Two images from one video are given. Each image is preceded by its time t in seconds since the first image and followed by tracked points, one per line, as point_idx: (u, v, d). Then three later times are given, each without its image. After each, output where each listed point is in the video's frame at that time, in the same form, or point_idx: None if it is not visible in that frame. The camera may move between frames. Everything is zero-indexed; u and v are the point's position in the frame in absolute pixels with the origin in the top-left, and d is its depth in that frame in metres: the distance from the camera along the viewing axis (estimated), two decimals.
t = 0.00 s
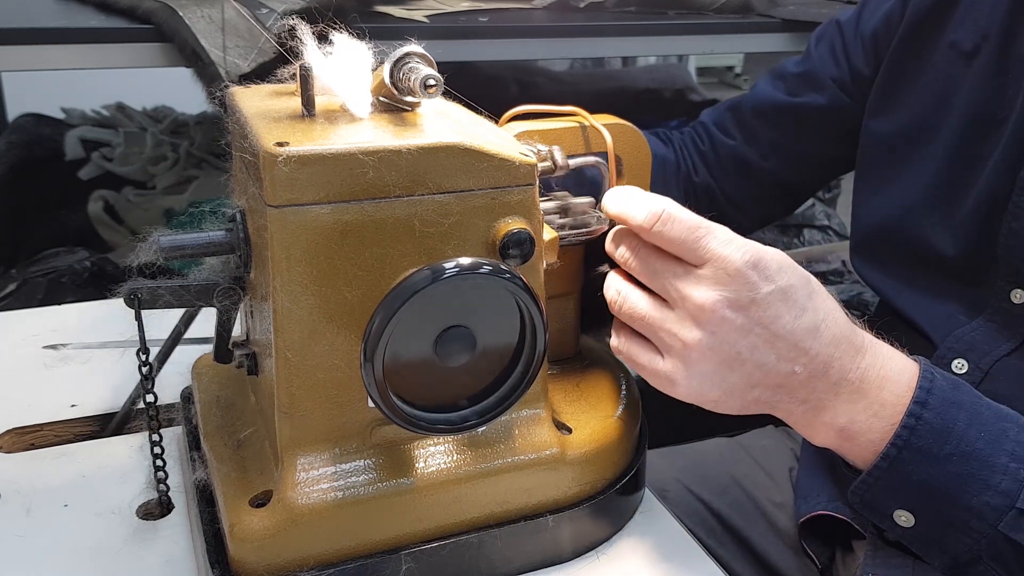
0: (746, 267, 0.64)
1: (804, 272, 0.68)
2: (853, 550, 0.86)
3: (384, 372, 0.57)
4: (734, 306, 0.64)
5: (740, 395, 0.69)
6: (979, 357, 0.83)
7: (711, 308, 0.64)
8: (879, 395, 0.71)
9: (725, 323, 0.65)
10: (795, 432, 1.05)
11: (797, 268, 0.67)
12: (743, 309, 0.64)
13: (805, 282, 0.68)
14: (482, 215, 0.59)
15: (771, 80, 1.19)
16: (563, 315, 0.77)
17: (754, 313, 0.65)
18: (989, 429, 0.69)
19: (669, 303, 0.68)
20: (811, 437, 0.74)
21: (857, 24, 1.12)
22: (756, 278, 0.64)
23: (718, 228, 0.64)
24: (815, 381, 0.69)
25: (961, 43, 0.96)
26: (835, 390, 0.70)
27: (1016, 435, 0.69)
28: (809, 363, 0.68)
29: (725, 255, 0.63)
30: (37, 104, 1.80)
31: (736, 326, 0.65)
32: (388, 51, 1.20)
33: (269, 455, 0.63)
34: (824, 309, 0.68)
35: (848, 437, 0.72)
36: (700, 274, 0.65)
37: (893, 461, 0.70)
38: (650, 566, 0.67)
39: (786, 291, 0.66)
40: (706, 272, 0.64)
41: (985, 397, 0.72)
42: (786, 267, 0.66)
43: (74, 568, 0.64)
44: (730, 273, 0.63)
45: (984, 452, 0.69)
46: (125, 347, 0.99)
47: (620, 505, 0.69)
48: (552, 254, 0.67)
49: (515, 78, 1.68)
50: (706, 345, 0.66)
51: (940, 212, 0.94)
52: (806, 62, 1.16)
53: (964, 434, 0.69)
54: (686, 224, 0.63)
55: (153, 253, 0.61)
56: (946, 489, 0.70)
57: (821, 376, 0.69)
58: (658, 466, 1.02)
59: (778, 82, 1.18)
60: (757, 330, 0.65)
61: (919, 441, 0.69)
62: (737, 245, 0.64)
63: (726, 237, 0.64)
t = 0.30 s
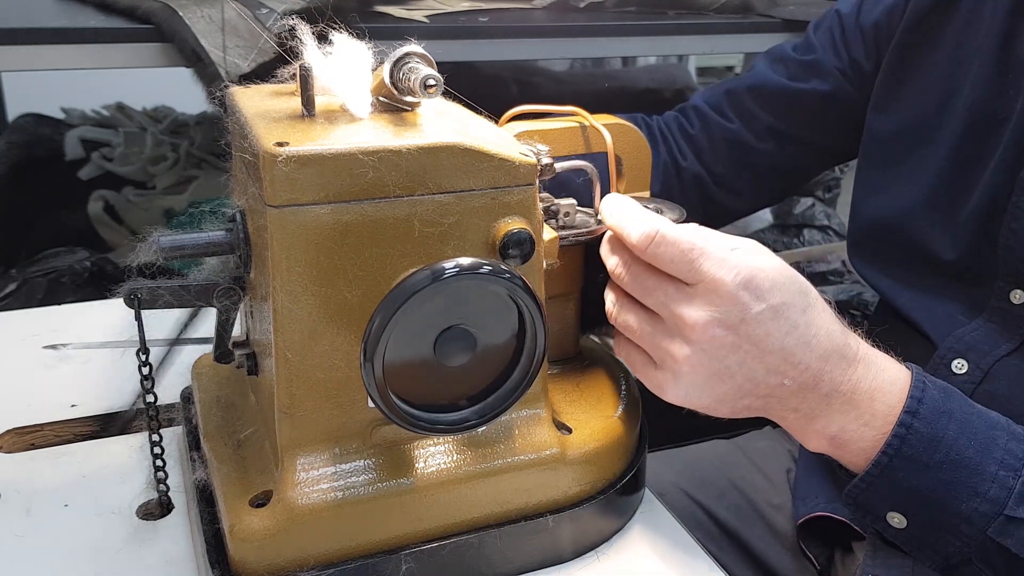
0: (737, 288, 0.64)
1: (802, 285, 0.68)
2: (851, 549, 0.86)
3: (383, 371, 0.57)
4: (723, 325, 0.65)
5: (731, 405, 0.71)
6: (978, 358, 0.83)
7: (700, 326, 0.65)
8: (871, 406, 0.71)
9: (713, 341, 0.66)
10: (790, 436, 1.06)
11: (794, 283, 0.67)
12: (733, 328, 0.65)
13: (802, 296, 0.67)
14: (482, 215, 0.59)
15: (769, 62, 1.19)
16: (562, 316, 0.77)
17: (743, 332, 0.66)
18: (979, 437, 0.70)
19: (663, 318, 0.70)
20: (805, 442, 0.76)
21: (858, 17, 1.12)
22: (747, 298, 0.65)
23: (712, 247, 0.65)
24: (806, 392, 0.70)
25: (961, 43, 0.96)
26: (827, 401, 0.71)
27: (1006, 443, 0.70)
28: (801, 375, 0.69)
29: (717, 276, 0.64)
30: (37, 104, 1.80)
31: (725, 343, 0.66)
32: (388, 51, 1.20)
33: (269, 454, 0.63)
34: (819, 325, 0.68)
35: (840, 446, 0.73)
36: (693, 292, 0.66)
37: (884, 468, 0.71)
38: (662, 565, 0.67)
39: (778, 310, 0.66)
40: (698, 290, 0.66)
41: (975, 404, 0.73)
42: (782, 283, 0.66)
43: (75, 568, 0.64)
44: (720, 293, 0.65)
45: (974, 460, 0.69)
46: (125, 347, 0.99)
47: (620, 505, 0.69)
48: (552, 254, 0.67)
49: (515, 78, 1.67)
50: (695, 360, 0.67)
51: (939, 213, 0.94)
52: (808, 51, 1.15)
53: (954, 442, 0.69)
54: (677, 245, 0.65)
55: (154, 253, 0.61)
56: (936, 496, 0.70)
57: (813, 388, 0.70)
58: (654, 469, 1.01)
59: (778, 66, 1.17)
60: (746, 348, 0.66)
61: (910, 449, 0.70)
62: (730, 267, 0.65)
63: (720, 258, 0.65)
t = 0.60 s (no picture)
0: (731, 308, 0.64)
1: (801, 295, 0.68)
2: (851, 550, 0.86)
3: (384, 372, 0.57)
4: (718, 342, 0.66)
5: (729, 408, 0.72)
6: (976, 359, 0.83)
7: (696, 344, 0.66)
8: (869, 413, 0.72)
9: (709, 356, 0.67)
10: (790, 439, 1.06)
11: (793, 295, 0.67)
12: (728, 344, 0.66)
13: (800, 307, 0.67)
14: (482, 215, 0.59)
15: (763, 76, 1.19)
16: (562, 317, 0.77)
17: (738, 347, 0.66)
18: (977, 441, 0.70)
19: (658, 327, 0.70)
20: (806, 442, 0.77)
21: (850, 25, 1.12)
22: (742, 318, 0.65)
23: (708, 267, 0.64)
24: (803, 398, 0.71)
25: (958, 43, 0.95)
26: (824, 405, 0.72)
27: (1003, 447, 0.70)
28: (798, 383, 0.70)
29: (711, 297, 0.64)
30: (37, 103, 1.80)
31: (720, 358, 0.67)
32: (388, 51, 1.20)
33: (269, 455, 0.63)
34: (817, 335, 0.68)
35: (839, 447, 0.75)
36: (686, 309, 0.66)
37: (882, 471, 0.71)
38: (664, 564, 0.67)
39: (773, 325, 0.66)
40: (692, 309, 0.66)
41: (974, 407, 0.73)
42: (779, 298, 0.66)
43: (74, 568, 0.64)
44: (714, 314, 0.64)
45: (972, 464, 0.69)
46: (125, 347, 0.99)
47: (620, 505, 0.69)
48: (552, 254, 0.67)
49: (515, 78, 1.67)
50: (692, 373, 0.69)
51: (937, 214, 0.94)
52: (801, 63, 1.16)
53: (951, 446, 0.70)
54: (671, 267, 0.63)
55: (153, 253, 0.61)
56: (934, 498, 0.70)
57: (810, 394, 0.71)
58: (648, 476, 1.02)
59: (772, 77, 1.17)
60: (742, 361, 0.67)
61: (908, 454, 0.70)
62: (723, 286, 0.64)
63: (714, 276, 0.64)
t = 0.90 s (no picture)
0: (728, 319, 0.64)
1: (796, 297, 0.67)
2: (851, 548, 0.86)
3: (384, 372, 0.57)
4: (714, 351, 0.66)
5: (724, 405, 0.73)
6: (974, 357, 0.83)
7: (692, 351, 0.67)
8: (863, 409, 0.72)
9: (705, 364, 0.67)
10: (792, 438, 1.06)
11: (788, 299, 0.67)
12: (724, 352, 0.66)
13: (796, 310, 0.67)
14: (482, 215, 0.59)
15: (762, 69, 1.19)
16: (562, 316, 0.77)
17: (734, 355, 0.67)
18: (969, 437, 0.70)
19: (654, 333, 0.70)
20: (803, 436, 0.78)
21: (849, 19, 1.12)
22: (738, 327, 0.65)
23: (704, 278, 0.64)
24: (798, 396, 0.72)
25: (956, 42, 0.95)
26: (819, 402, 0.73)
27: (994, 443, 0.70)
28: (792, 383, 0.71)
29: (707, 308, 0.64)
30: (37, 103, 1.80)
31: (717, 366, 0.67)
32: (388, 51, 1.20)
33: (269, 454, 0.63)
34: (811, 337, 0.69)
35: (834, 442, 0.76)
36: (683, 319, 0.66)
37: (874, 466, 0.71)
38: (663, 566, 0.67)
39: (769, 331, 0.66)
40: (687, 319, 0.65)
41: (968, 400, 0.72)
42: (774, 305, 0.66)
43: (73, 567, 0.64)
44: (710, 325, 0.65)
45: (964, 459, 0.69)
46: (125, 347, 0.99)
47: (620, 505, 0.69)
48: (552, 254, 0.67)
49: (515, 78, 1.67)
50: (689, 380, 0.70)
51: (934, 213, 0.94)
52: (800, 55, 1.15)
53: (943, 443, 0.70)
54: (666, 280, 0.63)
55: (153, 253, 0.61)
56: (925, 492, 0.71)
57: (806, 392, 0.72)
58: (650, 471, 1.02)
59: (771, 72, 1.17)
60: (737, 367, 0.68)
61: (901, 449, 0.70)
62: (719, 296, 0.64)
63: (710, 286, 0.64)
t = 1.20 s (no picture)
0: (730, 325, 0.64)
1: (797, 300, 0.67)
2: (851, 544, 0.86)
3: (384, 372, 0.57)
4: (717, 356, 0.67)
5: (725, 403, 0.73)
6: (973, 354, 0.83)
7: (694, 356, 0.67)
8: (863, 407, 0.72)
9: (708, 369, 0.68)
10: (791, 437, 1.06)
11: (790, 303, 0.66)
12: (726, 357, 0.67)
13: (797, 313, 0.67)
14: (482, 216, 0.59)
15: (762, 69, 1.19)
16: (562, 316, 0.77)
17: (736, 360, 0.67)
18: (967, 433, 0.70)
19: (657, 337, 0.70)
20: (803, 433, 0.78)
21: (849, 19, 1.12)
22: (740, 334, 0.65)
23: (706, 286, 0.64)
24: (799, 395, 0.72)
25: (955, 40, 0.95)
26: (820, 401, 0.73)
27: (993, 440, 0.70)
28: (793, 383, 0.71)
29: (710, 315, 0.64)
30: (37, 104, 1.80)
31: (719, 371, 0.68)
32: (388, 51, 1.20)
33: (269, 454, 0.63)
34: (813, 339, 0.68)
35: (835, 440, 0.76)
36: (686, 325, 0.66)
37: (873, 462, 0.72)
38: (663, 564, 0.67)
39: (771, 335, 0.66)
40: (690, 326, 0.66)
41: (967, 397, 0.72)
42: (776, 310, 0.66)
43: (73, 567, 0.64)
44: (713, 332, 0.65)
45: (962, 456, 0.70)
46: (126, 347, 0.99)
47: (620, 505, 0.69)
48: (552, 253, 0.67)
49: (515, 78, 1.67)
50: (693, 382, 0.70)
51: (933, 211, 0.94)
52: (801, 55, 1.15)
53: (941, 440, 0.70)
54: (669, 290, 0.63)
55: (153, 253, 0.61)
56: (924, 488, 0.71)
57: (806, 392, 0.72)
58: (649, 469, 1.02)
59: (772, 72, 1.17)
60: (739, 371, 0.68)
61: (899, 446, 0.71)
62: (722, 303, 0.64)
63: (713, 293, 0.64)
